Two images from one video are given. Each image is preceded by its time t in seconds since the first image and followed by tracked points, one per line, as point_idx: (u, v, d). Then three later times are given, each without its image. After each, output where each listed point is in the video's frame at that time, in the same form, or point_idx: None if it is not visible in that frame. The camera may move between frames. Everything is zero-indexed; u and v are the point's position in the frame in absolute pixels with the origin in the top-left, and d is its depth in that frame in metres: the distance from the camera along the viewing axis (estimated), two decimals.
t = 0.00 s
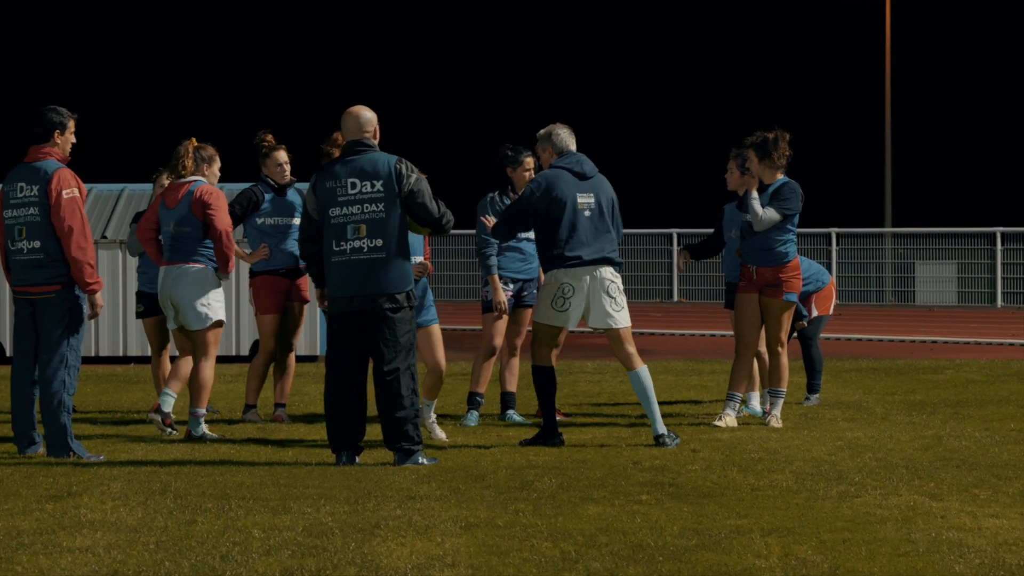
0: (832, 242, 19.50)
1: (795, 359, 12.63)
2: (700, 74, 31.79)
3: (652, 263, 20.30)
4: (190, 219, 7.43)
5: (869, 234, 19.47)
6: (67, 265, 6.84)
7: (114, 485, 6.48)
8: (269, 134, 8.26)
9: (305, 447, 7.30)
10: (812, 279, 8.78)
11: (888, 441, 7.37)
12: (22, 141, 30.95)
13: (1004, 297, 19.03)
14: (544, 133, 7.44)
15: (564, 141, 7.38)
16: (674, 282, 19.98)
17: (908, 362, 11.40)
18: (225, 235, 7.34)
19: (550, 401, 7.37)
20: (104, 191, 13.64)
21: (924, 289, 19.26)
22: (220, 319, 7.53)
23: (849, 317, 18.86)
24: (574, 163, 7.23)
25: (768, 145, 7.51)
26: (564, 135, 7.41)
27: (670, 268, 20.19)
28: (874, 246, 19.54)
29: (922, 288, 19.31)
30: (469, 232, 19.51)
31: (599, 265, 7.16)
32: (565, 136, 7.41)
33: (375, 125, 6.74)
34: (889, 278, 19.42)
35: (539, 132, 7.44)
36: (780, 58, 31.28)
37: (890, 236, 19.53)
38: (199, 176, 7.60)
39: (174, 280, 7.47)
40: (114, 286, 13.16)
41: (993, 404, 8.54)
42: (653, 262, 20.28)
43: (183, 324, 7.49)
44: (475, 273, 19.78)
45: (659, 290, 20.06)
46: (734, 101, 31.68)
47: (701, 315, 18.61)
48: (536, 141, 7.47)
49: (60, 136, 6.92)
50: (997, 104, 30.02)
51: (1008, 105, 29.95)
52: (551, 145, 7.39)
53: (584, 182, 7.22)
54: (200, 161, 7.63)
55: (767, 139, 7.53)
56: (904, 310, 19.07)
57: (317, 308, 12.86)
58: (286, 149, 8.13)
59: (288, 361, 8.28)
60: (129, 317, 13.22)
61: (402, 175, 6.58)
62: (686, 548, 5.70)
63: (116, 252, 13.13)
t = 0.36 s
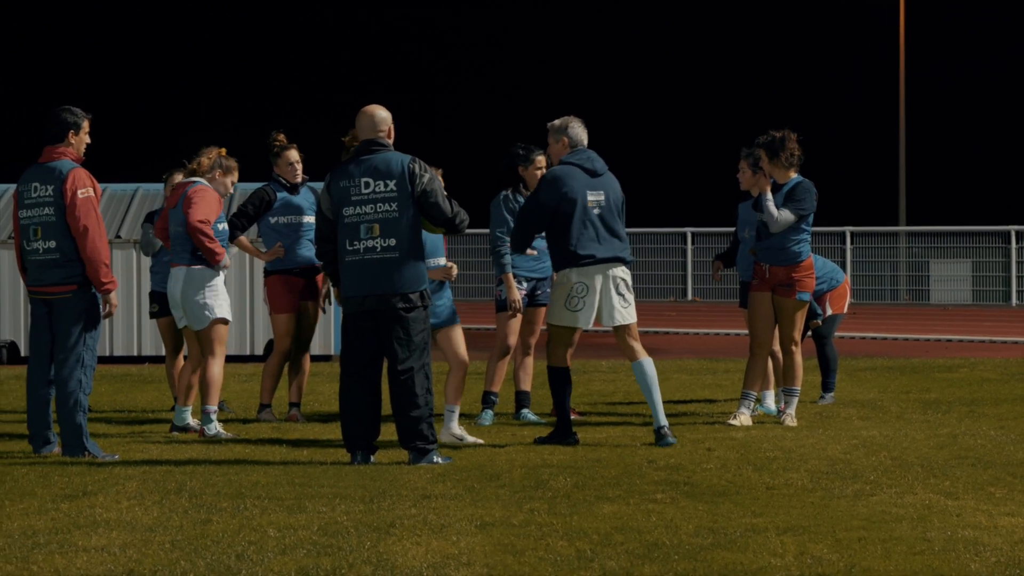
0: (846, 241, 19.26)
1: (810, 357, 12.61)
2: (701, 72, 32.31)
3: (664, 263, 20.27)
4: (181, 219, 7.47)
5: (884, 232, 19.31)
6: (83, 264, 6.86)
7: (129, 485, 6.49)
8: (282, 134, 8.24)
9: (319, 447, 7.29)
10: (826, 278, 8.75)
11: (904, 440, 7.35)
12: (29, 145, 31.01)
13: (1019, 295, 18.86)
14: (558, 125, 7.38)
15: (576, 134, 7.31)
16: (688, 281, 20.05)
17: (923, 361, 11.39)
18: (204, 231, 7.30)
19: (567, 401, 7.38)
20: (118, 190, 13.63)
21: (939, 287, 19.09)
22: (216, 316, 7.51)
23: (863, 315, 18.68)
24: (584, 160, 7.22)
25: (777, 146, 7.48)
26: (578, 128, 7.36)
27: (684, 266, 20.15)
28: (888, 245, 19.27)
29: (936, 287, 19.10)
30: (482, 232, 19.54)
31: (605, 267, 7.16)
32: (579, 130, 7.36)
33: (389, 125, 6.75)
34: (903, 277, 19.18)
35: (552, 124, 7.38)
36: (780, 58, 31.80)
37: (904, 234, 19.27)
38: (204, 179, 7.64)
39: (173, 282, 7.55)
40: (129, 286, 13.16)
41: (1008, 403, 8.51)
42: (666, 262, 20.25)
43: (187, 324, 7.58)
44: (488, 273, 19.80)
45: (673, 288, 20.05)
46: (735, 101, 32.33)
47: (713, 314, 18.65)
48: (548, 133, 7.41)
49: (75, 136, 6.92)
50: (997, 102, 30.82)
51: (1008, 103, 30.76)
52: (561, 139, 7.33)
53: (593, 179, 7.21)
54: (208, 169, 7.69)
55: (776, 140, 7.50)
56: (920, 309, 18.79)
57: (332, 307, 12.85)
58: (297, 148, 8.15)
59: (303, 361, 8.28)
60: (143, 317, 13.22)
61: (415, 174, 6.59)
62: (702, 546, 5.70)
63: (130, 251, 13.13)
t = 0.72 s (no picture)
0: (867, 233, 19.12)
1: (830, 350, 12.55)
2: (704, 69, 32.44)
3: (683, 257, 20.19)
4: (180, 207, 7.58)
5: (904, 225, 19.10)
6: (106, 259, 6.87)
7: (150, 479, 6.50)
8: (299, 128, 8.22)
9: (340, 441, 7.30)
10: (846, 271, 8.70)
11: (925, 433, 7.33)
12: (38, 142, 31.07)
13: None
14: (600, 116, 7.37)
15: (619, 126, 7.32)
16: (707, 273, 19.94)
17: (944, 353, 11.35)
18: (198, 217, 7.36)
19: (590, 396, 7.36)
20: (138, 185, 13.63)
21: (960, 280, 18.96)
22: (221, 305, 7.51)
23: (883, 308, 18.56)
24: (630, 155, 7.20)
25: (791, 138, 7.44)
26: (621, 120, 7.35)
27: (703, 259, 20.07)
28: (907, 237, 19.13)
29: (956, 279, 19.03)
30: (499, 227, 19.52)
31: (646, 265, 7.15)
32: (622, 121, 7.35)
33: (409, 118, 6.73)
34: (923, 269, 19.05)
35: (595, 116, 7.37)
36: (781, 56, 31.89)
37: (924, 226, 19.14)
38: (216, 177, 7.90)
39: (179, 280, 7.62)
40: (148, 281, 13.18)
41: None
42: (684, 255, 20.16)
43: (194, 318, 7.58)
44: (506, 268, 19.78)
45: (693, 281, 19.97)
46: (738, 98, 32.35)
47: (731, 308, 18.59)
48: (591, 125, 7.41)
49: (93, 130, 6.93)
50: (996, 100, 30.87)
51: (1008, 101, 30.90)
52: (604, 132, 7.33)
53: (639, 175, 7.21)
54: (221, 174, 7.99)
55: (791, 132, 7.45)
56: (940, 302, 18.74)
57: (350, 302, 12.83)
58: (315, 141, 8.09)
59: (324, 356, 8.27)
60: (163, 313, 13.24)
61: (435, 169, 6.58)
62: (722, 540, 5.68)
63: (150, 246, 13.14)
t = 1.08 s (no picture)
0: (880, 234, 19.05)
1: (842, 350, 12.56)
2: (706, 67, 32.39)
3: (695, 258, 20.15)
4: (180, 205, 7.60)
5: (917, 225, 19.01)
6: (119, 261, 6.87)
7: (161, 480, 6.50)
8: (315, 131, 8.21)
9: (352, 442, 7.29)
10: (858, 272, 8.71)
11: (937, 433, 7.33)
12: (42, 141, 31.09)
13: None
14: (646, 112, 7.34)
15: (663, 121, 7.27)
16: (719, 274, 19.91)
17: (957, 354, 11.32)
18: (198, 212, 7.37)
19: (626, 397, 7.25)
20: (150, 185, 13.65)
21: (973, 281, 18.87)
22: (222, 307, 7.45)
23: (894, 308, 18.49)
24: (671, 151, 7.19)
25: (803, 137, 7.41)
26: (666, 116, 7.31)
27: (716, 260, 20.05)
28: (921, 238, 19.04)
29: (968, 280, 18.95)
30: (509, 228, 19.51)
31: (682, 265, 7.15)
32: (667, 117, 7.31)
33: (421, 119, 6.74)
34: (936, 270, 18.96)
35: (640, 111, 7.34)
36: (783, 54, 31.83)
37: (938, 227, 19.00)
38: (216, 177, 7.84)
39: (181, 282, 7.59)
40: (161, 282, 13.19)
41: None
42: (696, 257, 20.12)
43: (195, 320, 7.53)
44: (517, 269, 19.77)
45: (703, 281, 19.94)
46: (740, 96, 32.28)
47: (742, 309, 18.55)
48: (635, 120, 7.38)
49: (104, 130, 6.91)
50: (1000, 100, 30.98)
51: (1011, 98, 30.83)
52: (647, 126, 7.30)
53: (679, 171, 7.20)
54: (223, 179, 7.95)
55: (803, 131, 7.42)
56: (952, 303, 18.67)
57: (361, 301, 12.83)
58: (328, 143, 8.08)
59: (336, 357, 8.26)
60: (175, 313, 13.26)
61: (447, 170, 6.57)
62: (733, 541, 5.68)
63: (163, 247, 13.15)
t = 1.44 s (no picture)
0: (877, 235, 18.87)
1: (838, 351, 12.57)
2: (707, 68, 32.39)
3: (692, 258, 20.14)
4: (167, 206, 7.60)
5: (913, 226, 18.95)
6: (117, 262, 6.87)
7: (157, 480, 6.51)
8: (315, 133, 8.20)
9: (347, 442, 7.29)
10: (854, 273, 8.70)
11: (932, 434, 7.33)
12: (43, 142, 31.08)
13: None
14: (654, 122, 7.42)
15: (671, 129, 7.32)
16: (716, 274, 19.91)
17: (952, 355, 11.31)
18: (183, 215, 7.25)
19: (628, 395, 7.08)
20: (147, 185, 13.66)
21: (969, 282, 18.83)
22: (209, 308, 7.42)
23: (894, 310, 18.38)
24: (672, 154, 7.21)
25: (797, 139, 7.42)
26: (676, 125, 7.36)
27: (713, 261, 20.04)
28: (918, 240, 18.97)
29: (966, 282, 18.90)
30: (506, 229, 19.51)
31: (677, 267, 7.14)
32: (676, 126, 7.36)
33: (418, 120, 6.74)
34: (933, 271, 18.94)
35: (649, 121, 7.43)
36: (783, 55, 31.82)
37: (934, 227, 18.90)
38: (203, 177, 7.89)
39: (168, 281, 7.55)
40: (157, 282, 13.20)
41: None
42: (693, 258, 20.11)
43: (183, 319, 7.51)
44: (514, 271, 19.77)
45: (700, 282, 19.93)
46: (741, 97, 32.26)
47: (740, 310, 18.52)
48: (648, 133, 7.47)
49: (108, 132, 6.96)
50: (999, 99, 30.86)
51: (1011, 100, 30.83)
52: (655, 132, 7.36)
53: (678, 173, 7.20)
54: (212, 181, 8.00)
55: (798, 133, 7.44)
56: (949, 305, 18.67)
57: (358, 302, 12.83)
58: (329, 144, 8.09)
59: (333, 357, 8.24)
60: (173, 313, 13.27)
61: (443, 170, 6.58)
62: (728, 542, 5.69)
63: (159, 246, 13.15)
